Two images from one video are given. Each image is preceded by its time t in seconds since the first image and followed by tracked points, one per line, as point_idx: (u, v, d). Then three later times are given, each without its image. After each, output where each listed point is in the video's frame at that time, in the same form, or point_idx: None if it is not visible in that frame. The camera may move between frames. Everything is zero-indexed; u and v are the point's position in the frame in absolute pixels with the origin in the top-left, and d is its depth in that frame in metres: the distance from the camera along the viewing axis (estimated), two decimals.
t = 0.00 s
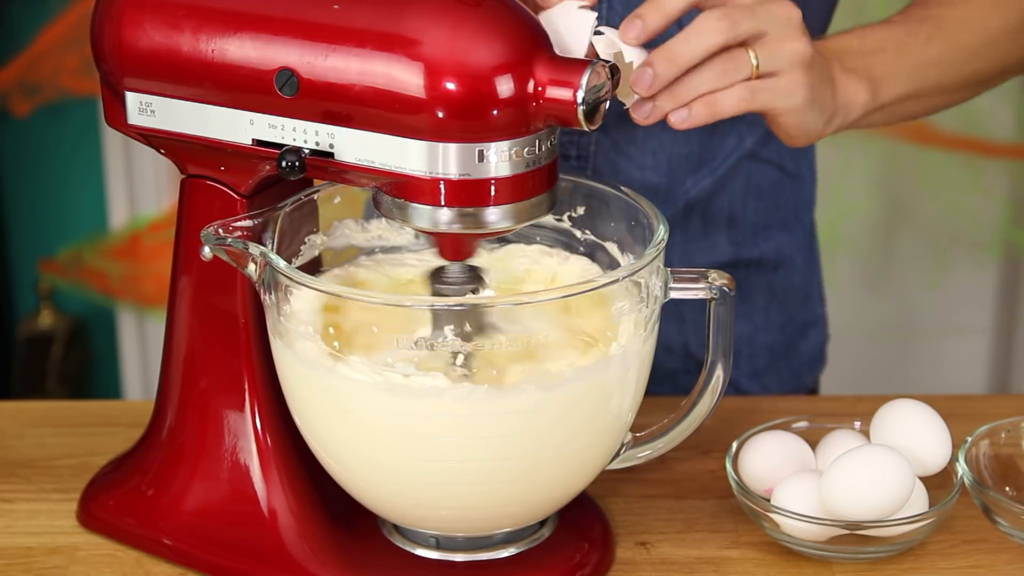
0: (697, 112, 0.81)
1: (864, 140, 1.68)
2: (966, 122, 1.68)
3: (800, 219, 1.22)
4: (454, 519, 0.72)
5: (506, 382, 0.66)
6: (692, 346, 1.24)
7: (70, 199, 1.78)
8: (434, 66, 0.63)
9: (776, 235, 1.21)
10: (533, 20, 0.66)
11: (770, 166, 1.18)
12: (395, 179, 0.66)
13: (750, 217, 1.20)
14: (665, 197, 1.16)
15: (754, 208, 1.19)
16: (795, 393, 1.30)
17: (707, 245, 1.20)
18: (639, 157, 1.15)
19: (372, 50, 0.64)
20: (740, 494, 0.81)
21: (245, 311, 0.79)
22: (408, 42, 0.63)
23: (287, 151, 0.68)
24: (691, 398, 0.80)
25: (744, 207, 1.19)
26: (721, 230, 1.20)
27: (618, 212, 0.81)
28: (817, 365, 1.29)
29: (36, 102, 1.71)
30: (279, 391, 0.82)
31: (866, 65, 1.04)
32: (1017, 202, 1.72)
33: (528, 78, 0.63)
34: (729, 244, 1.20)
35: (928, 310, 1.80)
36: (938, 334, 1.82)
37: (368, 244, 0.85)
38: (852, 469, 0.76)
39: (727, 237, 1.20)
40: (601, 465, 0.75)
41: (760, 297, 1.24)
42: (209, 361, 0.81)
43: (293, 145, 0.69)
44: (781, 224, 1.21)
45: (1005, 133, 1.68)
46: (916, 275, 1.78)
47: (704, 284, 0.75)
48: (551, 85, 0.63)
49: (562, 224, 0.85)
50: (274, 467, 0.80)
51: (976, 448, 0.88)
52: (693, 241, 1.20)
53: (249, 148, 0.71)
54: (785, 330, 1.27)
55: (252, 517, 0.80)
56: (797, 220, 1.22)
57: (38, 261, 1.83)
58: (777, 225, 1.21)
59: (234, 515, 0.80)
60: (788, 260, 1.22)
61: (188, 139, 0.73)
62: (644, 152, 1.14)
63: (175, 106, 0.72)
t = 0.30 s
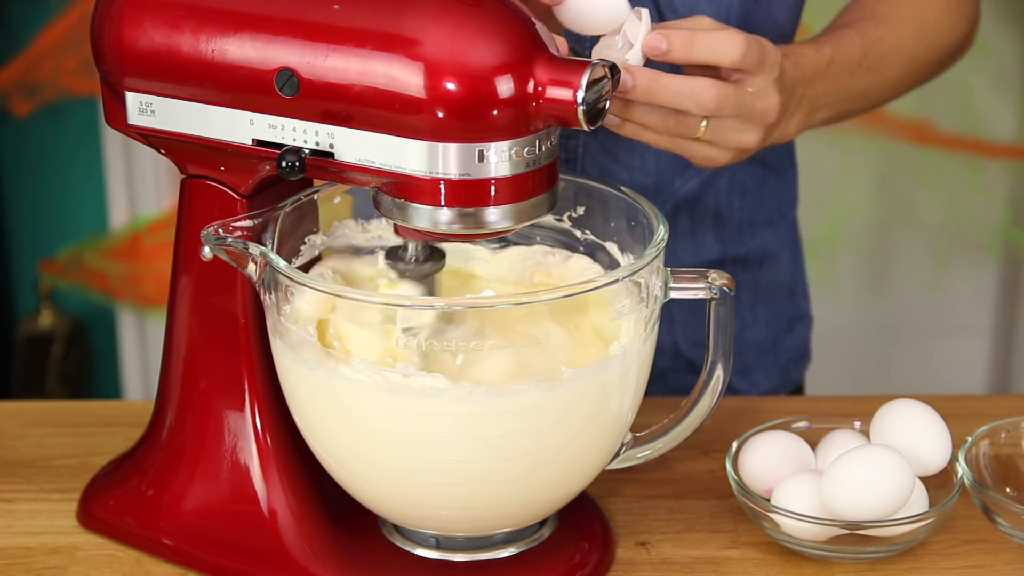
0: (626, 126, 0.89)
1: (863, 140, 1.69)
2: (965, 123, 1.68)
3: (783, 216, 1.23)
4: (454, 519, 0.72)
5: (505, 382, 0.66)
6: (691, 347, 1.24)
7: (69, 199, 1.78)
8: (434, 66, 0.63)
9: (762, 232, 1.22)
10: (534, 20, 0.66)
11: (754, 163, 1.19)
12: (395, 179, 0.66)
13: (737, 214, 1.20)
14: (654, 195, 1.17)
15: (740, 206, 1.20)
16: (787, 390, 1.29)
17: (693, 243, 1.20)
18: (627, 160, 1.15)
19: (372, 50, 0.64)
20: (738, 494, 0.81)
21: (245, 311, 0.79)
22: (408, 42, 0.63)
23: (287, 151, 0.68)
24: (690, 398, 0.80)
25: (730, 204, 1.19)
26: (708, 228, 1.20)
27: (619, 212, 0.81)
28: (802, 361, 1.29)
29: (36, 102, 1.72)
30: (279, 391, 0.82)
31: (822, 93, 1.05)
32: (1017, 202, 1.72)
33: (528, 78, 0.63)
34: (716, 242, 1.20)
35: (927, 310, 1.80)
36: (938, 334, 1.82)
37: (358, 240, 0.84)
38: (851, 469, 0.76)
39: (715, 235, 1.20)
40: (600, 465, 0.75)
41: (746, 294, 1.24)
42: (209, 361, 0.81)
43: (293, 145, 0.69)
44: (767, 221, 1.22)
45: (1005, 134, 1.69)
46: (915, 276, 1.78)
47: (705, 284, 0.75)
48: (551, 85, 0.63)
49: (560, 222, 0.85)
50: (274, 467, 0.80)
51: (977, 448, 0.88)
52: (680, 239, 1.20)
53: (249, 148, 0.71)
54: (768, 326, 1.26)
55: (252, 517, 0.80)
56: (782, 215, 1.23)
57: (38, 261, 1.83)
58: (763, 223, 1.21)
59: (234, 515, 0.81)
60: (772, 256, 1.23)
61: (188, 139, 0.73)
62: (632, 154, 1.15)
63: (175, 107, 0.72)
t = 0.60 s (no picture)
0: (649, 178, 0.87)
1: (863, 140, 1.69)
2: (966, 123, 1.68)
3: (872, 233, 1.22)
4: (454, 518, 0.72)
5: (505, 381, 0.66)
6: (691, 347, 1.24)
7: (70, 199, 1.78)
8: (434, 66, 0.63)
9: (850, 248, 1.21)
10: (533, 20, 0.66)
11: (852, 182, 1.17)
12: (395, 179, 0.66)
13: (827, 231, 1.19)
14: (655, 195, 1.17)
15: (832, 224, 1.19)
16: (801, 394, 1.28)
17: (779, 255, 1.19)
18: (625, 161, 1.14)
19: (371, 50, 0.64)
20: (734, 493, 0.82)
21: (246, 311, 0.79)
22: (408, 41, 0.63)
23: (287, 151, 0.68)
24: (691, 399, 0.80)
25: (821, 222, 1.18)
26: (795, 241, 1.19)
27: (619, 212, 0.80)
28: (842, 372, 1.27)
29: (36, 102, 1.71)
30: (279, 391, 0.82)
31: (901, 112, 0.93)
32: (1017, 202, 1.72)
33: (528, 78, 0.63)
34: (803, 255, 1.19)
35: (927, 309, 1.80)
36: (938, 334, 1.82)
37: (367, 242, 0.85)
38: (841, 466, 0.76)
39: (801, 248, 1.19)
40: (600, 465, 0.75)
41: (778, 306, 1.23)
42: (209, 361, 0.81)
43: (293, 145, 0.69)
44: (854, 238, 1.21)
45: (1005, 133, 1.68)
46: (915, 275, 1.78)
47: (704, 285, 0.76)
48: (551, 85, 0.63)
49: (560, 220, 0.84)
50: (274, 467, 0.81)
51: (971, 449, 0.88)
52: (764, 250, 1.19)
53: (249, 148, 0.71)
54: (809, 333, 1.24)
55: (252, 517, 0.80)
56: (869, 232, 1.21)
57: (38, 261, 1.83)
58: (853, 238, 1.21)
59: (234, 515, 0.81)
60: (861, 273, 1.22)
61: (188, 140, 0.73)
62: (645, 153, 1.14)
63: (175, 107, 0.72)
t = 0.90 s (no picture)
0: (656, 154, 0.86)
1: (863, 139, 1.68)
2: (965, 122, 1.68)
3: (863, 230, 1.22)
4: (454, 518, 0.72)
5: (504, 381, 0.66)
6: (691, 347, 1.24)
7: (69, 199, 1.78)
8: (434, 66, 0.63)
9: (841, 245, 1.21)
10: (533, 20, 0.66)
11: (840, 179, 1.18)
12: (395, 179, 0.67)
13: (817, 227, 1.19)
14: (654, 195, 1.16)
15: (821, 220, 1.19)
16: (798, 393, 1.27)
17: (770, 252, 1.19)
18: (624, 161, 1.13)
19: (371, 51, 0.64)
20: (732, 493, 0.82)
21: (245, 311, 0.79)
22: (408, 42, 0.63)
23: (287, 151, 0.68)
24: (691, 398, 0.80)
25: (811, 218, 1.18)
26: (786, 238, 1.19)
27: (617, 212, 0.80)
28: (834, 371, 1.27)
29: (36, 102, 1.71)
30: (279, 391, 0.82)
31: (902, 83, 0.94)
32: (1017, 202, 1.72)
33: (528, 78, 0.63)
34: (794, 252, 1.19)
35: (926, 309, 1.80)
36: (938, 333, 1.82)
37: (366, 243, 0.85)
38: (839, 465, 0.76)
39: (792, 245, 1.19)
40: (600, 465, 0.75)
41: (774, 304, 1.23)
42: (209, 361, 0.81)
43: (294, 145, 0.69)
44: (845, 234, 1.21)
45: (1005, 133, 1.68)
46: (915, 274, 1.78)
47: (704, 285, 0.76)
48: (551, 85, 0.63)
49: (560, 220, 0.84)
50: (274, 467, 0.81)
51: (971, 449, 0.88)
52: (756, 248, 1.19)
53: (249, 148, 0.71)
54: (801, 332, 1.24)
55: (252, 517, 0.80)
56: (860, 229, 1.22)
57: (38, 261, 1.83)
58: (843, 235, 1.21)
59: (233, 515, 0.81)
60: (851, 270, 1.22)
61: (188, 139, 0.73)
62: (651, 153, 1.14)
63: (175, 107, 0.72)
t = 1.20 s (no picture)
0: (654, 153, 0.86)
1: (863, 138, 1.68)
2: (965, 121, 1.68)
3: (903, 232, 1.20)
4: (454, 519, 0.72)
5: (505, 381, 0.66)
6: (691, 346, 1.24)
7: (69, 199, 1.78)
8: (433, 66, 0.63)
9: (882, 247, 1.19)
10: (533, 20, 0.66)
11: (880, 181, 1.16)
12: (395, 179, 0.67)
13: (860, 230, 1.17)
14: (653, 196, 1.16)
15: (865, 224, 1.17)
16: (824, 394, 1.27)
17: (812, 253, 1.18)
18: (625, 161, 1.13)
19: (371, 50, 0.64)
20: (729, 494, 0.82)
21: (246, 311, 0.79)
22: (407, 41, 0.63)
23: (287, 151, 0.68)
24: (690, 398, 0.80)
25: (855, 220, 1.17)
26: (828, 240, 1.17)
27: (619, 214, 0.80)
28: (873, 373, 1.26)
29: (36, 102, 1.71)
30: (279, 391, 0.82)
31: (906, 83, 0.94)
32: (1017, 202, 1.72)
33: (527, 78, 0.63)
34: (837, 254, 1.18)
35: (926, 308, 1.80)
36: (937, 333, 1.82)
37: (366, 243, 0.85)
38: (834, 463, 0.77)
39: (835, 247, 1.18)
40: (600, 465, 0.75)
41: (800, 307, 1.22)
42: (209, 361, 0.81)
43: (293, 145, 0.69)
44: (886, 237, 1.19)
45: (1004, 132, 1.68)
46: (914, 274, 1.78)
47: (704, 285, 0.76)
48: (551, 85, 0.63)
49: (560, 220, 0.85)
50: (275, 467, 0.81)
51: (967, 449, 0.88)
52: (797, 249, 1.17)
53: (249, 148, 0.71)
54: (838, 334, 1.23)
55: (252, 517, 0.80)
56: (901, 231, 1.20)
57: (38, 261, 1.83)
58: (884, 238, 1.19)
59: (234, 515, 0.81)
60: (893, 273, 1.21)
61: (188, 140, 0.73)
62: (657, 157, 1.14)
63: (175, 107, 0.72)
